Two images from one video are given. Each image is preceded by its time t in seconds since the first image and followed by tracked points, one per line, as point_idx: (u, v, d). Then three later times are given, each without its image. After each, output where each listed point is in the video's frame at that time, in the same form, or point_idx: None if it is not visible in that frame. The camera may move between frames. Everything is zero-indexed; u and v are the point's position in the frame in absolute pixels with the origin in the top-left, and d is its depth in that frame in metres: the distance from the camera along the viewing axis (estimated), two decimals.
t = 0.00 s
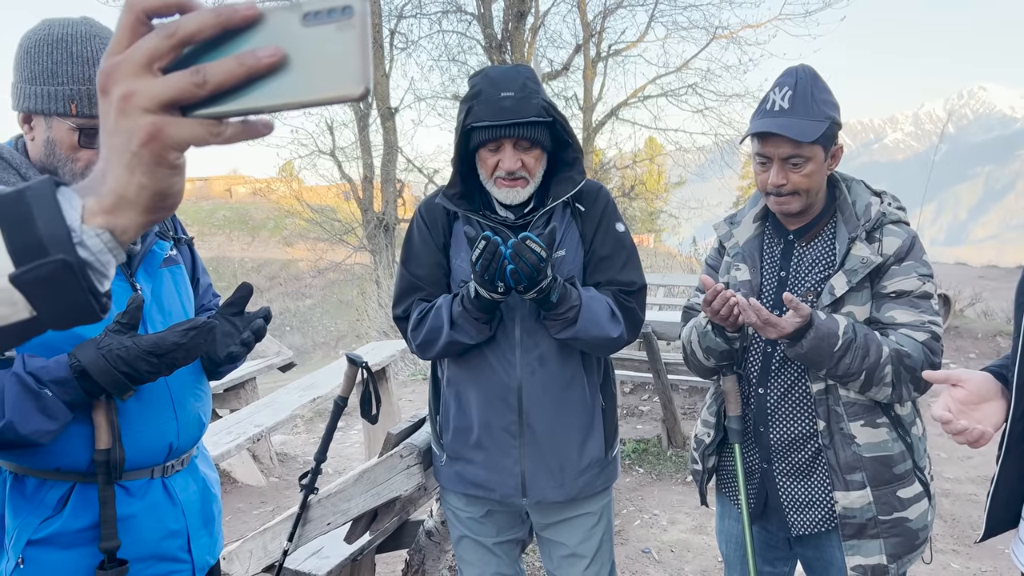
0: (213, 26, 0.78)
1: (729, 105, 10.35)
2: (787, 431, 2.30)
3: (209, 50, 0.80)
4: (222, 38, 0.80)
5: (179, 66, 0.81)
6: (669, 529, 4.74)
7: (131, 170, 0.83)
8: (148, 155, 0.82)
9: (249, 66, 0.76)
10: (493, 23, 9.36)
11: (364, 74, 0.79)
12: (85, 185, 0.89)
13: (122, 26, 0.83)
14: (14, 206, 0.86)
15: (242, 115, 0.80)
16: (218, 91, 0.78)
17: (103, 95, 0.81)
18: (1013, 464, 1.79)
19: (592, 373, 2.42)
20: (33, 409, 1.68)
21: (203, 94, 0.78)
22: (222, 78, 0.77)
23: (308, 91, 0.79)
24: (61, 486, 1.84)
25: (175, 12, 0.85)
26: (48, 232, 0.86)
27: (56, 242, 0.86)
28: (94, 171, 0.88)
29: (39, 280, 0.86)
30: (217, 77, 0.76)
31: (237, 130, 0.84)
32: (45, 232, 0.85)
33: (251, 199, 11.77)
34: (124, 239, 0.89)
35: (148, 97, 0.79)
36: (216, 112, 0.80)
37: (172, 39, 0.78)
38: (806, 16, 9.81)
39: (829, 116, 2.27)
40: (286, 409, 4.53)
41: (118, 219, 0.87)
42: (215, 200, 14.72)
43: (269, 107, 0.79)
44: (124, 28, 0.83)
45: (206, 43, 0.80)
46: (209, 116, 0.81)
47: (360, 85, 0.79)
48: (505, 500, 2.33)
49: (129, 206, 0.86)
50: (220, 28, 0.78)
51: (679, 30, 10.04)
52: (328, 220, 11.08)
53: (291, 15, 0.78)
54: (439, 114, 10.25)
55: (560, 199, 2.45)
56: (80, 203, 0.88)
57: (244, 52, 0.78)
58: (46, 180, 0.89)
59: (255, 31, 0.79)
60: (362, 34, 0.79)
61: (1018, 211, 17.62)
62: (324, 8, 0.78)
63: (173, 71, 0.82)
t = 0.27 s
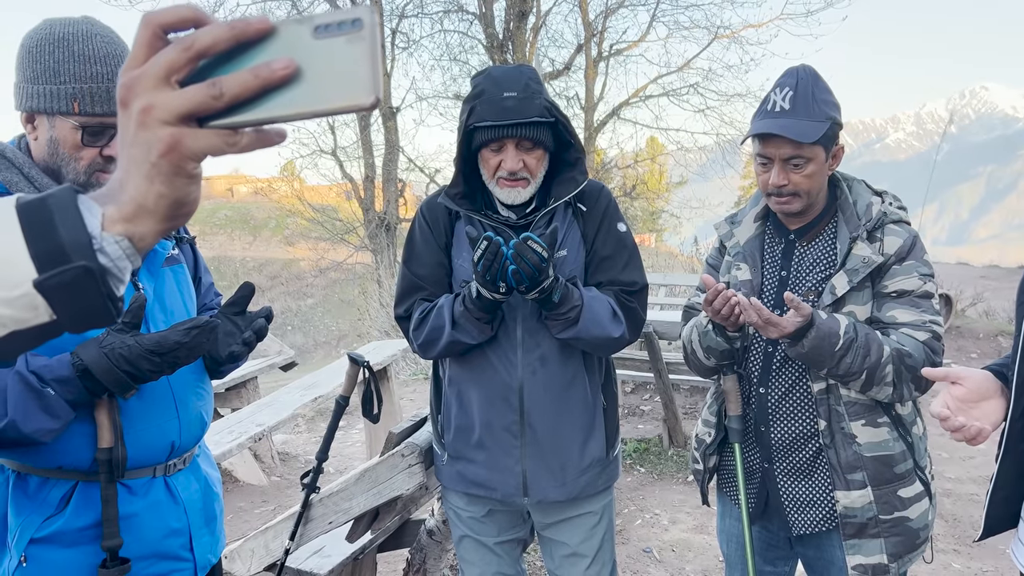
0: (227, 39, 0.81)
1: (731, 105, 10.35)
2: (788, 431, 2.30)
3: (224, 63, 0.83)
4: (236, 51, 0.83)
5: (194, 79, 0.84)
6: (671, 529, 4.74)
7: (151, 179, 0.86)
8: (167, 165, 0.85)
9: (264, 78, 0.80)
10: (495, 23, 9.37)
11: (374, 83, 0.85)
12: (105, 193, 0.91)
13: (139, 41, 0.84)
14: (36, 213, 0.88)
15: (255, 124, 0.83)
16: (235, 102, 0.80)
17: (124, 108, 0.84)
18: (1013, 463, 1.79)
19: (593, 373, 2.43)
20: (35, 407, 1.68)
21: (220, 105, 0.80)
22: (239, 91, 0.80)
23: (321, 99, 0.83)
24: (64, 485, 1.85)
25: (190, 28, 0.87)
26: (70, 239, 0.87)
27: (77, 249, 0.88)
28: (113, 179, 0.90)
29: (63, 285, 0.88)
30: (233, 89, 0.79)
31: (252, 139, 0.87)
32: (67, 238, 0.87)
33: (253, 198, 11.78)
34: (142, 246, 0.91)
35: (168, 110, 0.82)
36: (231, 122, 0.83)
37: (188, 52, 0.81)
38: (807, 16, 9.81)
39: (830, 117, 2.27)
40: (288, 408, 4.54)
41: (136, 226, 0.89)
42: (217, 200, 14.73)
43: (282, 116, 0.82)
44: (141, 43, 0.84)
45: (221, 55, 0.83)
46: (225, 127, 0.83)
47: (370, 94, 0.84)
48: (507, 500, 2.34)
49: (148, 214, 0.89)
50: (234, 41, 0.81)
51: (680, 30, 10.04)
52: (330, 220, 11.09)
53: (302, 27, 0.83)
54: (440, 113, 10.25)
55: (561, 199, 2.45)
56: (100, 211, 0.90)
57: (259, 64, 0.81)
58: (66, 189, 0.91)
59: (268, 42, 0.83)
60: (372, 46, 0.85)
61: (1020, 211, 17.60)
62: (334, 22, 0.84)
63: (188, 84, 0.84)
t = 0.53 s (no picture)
0: (229, 42, 0.82)
1: (732, 105, 10.35)
2: (787, 432, 2.30)
3: (225, 65, 0.84)
4: (236, 53, 0.84)
5: (196, 81, 0.85)
6: (671, 529, 4.74)
7: (157, 177, 0.87)
8: (172, 163, 0.86)
9: (263, 78, 0.80)
10: (496, 24, 9.38)
11: (368, 82, 0.85)
12: (110, 191, 0.92)
13: (142, 45, 0.85)
14: (45, 211, 0.89)
15: (257, 123, 0.84)
16: (236, 103, 0.81)
17: (129, 109, 0.85)
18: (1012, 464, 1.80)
19: (594, 372, 2.43)
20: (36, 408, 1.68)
21: (221, 106, 0.81)
22: (240, 91, 0.80)
23: (318, 99, 0.83)
24: (64, 485, 1.85)
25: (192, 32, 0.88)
26: (78, 235, 0.89)
27: (86, 244, 0.89)
28: (117, 177, 0.91)
29: (75, 278, 0.89)
30: (235, 91, 0.80)
31: (252, 137, 0.87)
32: (77, 235, 0.89)
33: (254, 198, 11.79)
34: (147, 242, 0.93)
35: (172, 110, 0.83)
36: (233, 122, 0.83)
37: (190, 55, 0.81)
38: (808, 17, 9.82)
39: (830, 118, 2.28)
40: (289, 408, 4.55)
41: (142, 223, 0.91)
42: (217, 201, 14.74)
43: (280, 115, 0.83)
44: (143, 46, 0.85)
45: (222, 58, 0.84)
46: (226, 126, 0.84)
47: (364, 93, 0.84)
48: (507, 499, 2.34)
49: (153, 211, 0.90)
50: (235, 42, 0.82)
51: (681, 30, 10.05)
52: (330, 220, 11.11)
53: (299, 31, 0.83)
54: (441, 114, 10.26)
55: (561, 199, 2.46)
56: (106, 208, 0.91)
57: (258, 66, 0.82)
58: (74, 188, 0.93)
59: (266, 46, 0.84)
60: (365, 46, 0.85)
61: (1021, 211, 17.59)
62: (329, 26, 0.84)
63: (190, 86, 0.85)
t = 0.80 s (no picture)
0: (226, 49, 0.84)
1: (732, 106, 10.35)
2: (786, 432, 2.30)
3: (222, 71, 0.87)
4: (233, 60, 0.86)
5: (193, 86, 0.87)
6: (671, 530, 4.74)
7: (154, 180, 0.89)
8: (169, 167, 0.88)
9: (259, 85, 0.83)
10: (496, 25, 9.39)
11: (360, 89, 0.88)
12: (108, 194, 0.94)
13: (140, 53, 0.87)
14: (45, 214, 0.90)
15: (251, 128, 0.86)
16: (232, 108, 0.84)
17: (127, 114, 0.87)
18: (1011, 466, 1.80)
19: (593, 371, 2.44)
20: (35, 409, 1.68)
21: (218, 111, 0.84)
22: (236, 98, 0.83)
23: (311, 105, 0.86)
24: (64, 486, 1.85)
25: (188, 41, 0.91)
26: (77, 236, 0.90)
27: (86, 246, 0.90)
28: (115, 181, 0.93)
29: (75, 279, 0.90)
30: (231, 96, 0.82)
31: (247, 142, 0.88)
32: (76, 236, 0.90)
33: (254, 199, 11.80)
34: (144, 244, 0.94)
35: (170, 116, 0.85)
36: (228, 127, 0.85)
37: (188, 62, 0.84)
38: (808, 17, 9.83)
39: (829, 120, 2.28)
40: (288, 409, 4.55)
41: (139, 225, 0.92)
42: (218, 201, 14.75)
43: (275, 121, 0.85)
44: (143, 55, 0.87)
45: (219, 64, 0.87)
46: (222, 131, 0.86)
47: (356, 99, 0.88)
48: (507, 498, 2.34)
49: (150, 213, 0.91)
50: (232, 49, 0.85)
51: (681, 31, 10.06)
52: (331, 221, 11.12)
53: (293, 39, 0.86)
54: (441, 115, 10.27)
55: (561, 199, 2.46)
56: (104, 210, 0.92)
57: (254, 73, 0.85)
58: (73, 191, 0.94)
59: (260, 54, 0.86)
60: (357, 54, 0.88)
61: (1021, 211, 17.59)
62: (322, 33, 0.87)
63: (188, 92, 0.87)
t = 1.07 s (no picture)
0: (219, 54, 0.86)
1: (731, 107, 10.36)
2: (785, 432, 2.30)
3: (213, 76, 0.88)
4: (225, 65, 0.88)
5: (186, 91, 0.89)
6: (671, 530, 4.74)
7: (147, 183, 0.91)
8: (161, 170, 0.90)
9: (251, 89, 0.84)
10: (496, 25, 9.40)
11: (351, 92, 0.88)
12: (101, 197, 0.96)
13: (135, 57, 0.89)
14: (37, 216, 0.93)
15: (242, 132, 0.88)
16: (224, 112, 0.86)
17: (121, 117, 0.89)
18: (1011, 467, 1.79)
19: (593, 372, 2.44)
20: (35, 409, 1.68)
21: (210, 114, 0.86)
22: (228, 102, 0.85)
23: (303, 109, 0.87)
24: (63, 486, 1.85)
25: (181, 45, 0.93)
26: (69, 237, 0.92)
27: (78, 248, 0.92)
28: (109, 184, 0.95)
29: (66, 281, 0.92)
30: (223, 101, 0.85)
31: (240, 146, 0.90)
32: (68, 239, 0.92)
33: (253, 200, 11.80)
34: (136, 246, 0.96)
35: (163, 119, 0.87)
36: (220, 131, 0.87)
37: (181, 66, 0.86)
38: (807, 18, 9.85)
39: (829, 120, 2.28)
40: (288, 409, 4.55)
41: (132, 227, 0.94)
42: (218, 202, 14.75)
43: (267, 125, 0.87)
44: (137, 58, 0.89)
45: (211, 70, 0.88)
46: (214, 134, 0.88)
47: (346, 103, 0.88)
48: (507, 499, 2.34)
49: (143, 215, 0.94)
50: (224, 55, 0.86)
51: (681, 32, 10.07)
52: (331, 222, 11.12)
53: (285, 44, 0.87)
54: (441, 115, 10.27)
55: (560, 199, 2.46)
56: (96, 214, 0.95)
57: (246, 77, 0.86)
58: (66, 194, 0.96)
59: (253, 58, 0.88)
60: (348, 59, 0.89)
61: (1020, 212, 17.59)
62: (313, 38, 0.88)
63: (181, 95, 0.89)
